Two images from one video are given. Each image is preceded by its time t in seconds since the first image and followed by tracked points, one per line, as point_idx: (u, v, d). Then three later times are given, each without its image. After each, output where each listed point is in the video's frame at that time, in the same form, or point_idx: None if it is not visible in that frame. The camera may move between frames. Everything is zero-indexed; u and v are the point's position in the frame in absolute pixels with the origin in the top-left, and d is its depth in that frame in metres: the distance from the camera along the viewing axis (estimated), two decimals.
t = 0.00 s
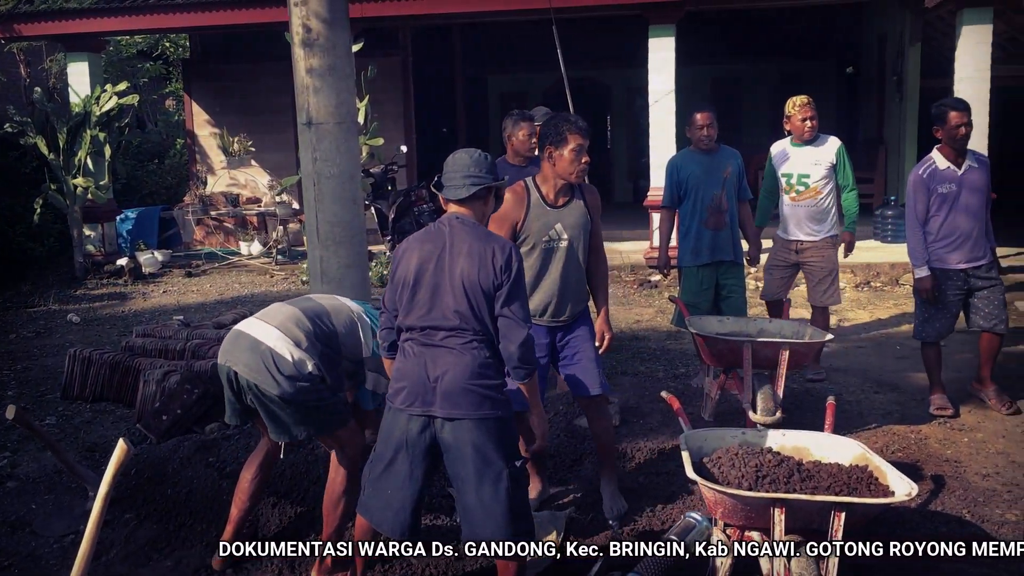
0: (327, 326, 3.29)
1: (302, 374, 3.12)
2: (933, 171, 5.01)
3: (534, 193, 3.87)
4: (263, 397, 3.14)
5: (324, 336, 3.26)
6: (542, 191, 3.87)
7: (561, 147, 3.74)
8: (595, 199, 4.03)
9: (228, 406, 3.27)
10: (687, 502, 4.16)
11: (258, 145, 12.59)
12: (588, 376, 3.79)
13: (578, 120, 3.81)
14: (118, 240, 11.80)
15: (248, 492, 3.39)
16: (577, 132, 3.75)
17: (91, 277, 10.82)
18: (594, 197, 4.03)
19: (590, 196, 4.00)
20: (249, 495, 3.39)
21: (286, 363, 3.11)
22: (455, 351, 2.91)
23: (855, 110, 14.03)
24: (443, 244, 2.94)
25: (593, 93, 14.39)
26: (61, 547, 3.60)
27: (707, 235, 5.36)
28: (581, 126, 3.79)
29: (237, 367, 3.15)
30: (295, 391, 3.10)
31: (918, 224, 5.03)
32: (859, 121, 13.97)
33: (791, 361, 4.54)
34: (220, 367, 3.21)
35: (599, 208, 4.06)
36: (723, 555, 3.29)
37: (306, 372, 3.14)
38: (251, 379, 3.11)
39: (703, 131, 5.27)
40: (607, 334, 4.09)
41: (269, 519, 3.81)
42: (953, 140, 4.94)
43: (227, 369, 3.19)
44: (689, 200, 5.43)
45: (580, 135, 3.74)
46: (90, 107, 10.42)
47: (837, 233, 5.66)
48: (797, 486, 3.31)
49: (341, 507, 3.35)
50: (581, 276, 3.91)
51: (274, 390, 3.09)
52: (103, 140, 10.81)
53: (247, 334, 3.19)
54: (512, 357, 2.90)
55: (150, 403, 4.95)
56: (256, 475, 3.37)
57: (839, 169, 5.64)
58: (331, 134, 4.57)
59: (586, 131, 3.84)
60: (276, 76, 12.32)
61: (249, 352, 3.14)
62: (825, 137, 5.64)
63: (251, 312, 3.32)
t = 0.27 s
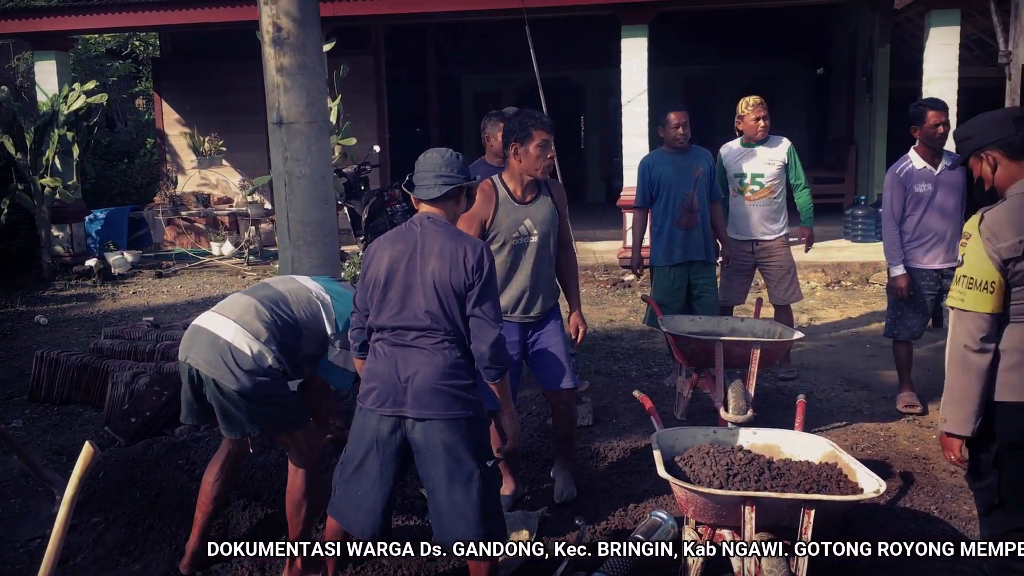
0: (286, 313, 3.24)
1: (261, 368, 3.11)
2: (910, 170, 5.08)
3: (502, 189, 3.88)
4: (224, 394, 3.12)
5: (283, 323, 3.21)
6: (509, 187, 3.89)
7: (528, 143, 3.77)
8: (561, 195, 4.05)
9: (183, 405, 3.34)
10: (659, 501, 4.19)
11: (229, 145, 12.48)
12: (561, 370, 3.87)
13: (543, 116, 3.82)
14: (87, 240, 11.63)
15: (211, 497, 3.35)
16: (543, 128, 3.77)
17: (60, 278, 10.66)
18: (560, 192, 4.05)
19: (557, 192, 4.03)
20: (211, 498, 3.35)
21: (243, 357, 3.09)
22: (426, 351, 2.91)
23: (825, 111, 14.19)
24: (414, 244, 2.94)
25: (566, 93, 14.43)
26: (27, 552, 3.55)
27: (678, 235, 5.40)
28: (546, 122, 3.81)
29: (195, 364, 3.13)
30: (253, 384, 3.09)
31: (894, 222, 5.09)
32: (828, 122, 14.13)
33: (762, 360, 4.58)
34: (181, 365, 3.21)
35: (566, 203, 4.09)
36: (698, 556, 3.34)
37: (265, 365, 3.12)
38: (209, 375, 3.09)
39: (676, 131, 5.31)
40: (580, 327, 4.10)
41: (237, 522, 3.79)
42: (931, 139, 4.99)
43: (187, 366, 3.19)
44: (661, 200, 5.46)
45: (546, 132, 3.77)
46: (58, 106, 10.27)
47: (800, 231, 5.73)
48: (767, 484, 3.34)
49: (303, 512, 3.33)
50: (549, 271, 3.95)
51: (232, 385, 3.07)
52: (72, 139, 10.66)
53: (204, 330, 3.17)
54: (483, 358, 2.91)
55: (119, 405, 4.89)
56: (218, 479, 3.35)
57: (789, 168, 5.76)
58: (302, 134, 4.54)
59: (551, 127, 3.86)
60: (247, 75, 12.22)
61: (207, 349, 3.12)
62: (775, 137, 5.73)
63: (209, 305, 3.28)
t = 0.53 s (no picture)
0: (255, 300, 3.21)
1: (233, 360, 3.12)
2: (896, 170, 5.14)
3: (479, 188, 3.90)
4: (194, 390, 3.12)
5: (253, 311, 3.20)
6: (486, 186, 3.91)
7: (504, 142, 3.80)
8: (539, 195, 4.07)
9: (149, 408, 3.30)
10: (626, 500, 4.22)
11: (196, 145, 12.36)
12: (540, 374, 3.93)
13: (520, 116, 3.85)
14: (50, 241, 11.42)
15: (171, 498, 3.31)
16: (520, 127, 3.80)
17: (22, 280, 10.47)
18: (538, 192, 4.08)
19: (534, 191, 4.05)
20: (172, 499, 3.31)
21: (215, 350, 3.10)
22: (394, 352, 2.91)
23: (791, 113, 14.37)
24: (382, 244, 2.93)
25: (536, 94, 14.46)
26: None
27: (647, 236, 5.44)
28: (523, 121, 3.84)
29: (166, 359, 3.12)
30: (226, 378, 3.11)
31: (879, 223, 5.19)
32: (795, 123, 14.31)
33: (729, 359, 4.64)
34: (151, 362, 3.20)
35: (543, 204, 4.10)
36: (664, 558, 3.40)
37: (238, 357, 3.13)
38: (181, 371, 3.09)
39: (644, 133, 5.34)
40: (557, 328, 4.11)
41: (203, 524, 3.76)
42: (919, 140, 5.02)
43: (158, 362, 3.18)
44: (630, 201, 5.49)
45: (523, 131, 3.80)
46: (20, 105, 10.10)
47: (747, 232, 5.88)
48: (734, 483, 3.37)
49: (263, 520, 3.32)
50: (526, 270, 3.96)
51: (205, 380, 3.08)
52: (34, 139, 10.48)
53: (173, 324, 3.14)
54: (451, 359, 2.91)
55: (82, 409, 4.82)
56: (181, 479, 3.31)
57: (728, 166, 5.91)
58: (268, 134, 4.51)
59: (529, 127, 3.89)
60: (214, 74, 12.10)
61: (177, 345, 3.11)
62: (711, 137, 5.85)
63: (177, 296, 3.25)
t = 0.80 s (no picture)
0: (227, 300, 3.17)
1: (208, 366, 3.10)
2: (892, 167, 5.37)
3: (460, 185, 3.90)
4: (169, 398, 3.10)
5: (226, 313, 3.16)
6: (467, 183, 3.92)
7: (484, 140, 3.81)
8: (521, 196, 4.07)
9: (126, 415, 3.24)
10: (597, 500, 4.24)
11: (162, 146, 12.23)
12: (519, 378, 3.98)
13: (503, 115, 3.87)
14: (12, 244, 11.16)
15: (141, 501, 3.28)
16: (500, 126, 3.81)
17: None
18: (519, 193, 4.07)
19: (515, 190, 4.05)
20: (143, 504, 3.28)
21: (190, 358, 3.08)
22: (362, 353, 2.90)
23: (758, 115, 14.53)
24: (350, 245, 2.93)
25: (507, 96, 14.48)
26: None
27: (616, 237, 5.48)
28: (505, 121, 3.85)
29: (141, 369, 3.10)
30: (202, 384, 3.09)
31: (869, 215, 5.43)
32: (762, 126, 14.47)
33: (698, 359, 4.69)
34: (127, 371, 3.19)
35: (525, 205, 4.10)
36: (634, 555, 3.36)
37: (212, 362, 3.11)
38: (156, 380, 3.07)
39: (614, 134, 5.36)
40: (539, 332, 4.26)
41: (170, 529, 3.71)
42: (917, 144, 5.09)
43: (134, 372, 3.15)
44: (598, 202, 5.50)
45: (502, 130, 3.81)
46: None
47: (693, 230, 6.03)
48: (702, 482, 3.40)
49: (236, 521, 3.32)
50: (505, 268, 3.94)
51: (180, 388, 3.06)
52: None
53: (146, 332, 3.12)
54: (420, 359, 2.91)
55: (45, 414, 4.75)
56: (153, 482, 3.28)
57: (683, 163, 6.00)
58: (236, 135, 4.48)
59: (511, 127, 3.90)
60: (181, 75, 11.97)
61: (151, 354, 3.09)
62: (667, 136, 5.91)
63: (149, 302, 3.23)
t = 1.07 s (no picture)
0: (193, 297, 3.16)
1: (174, 366, 3.10)
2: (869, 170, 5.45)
3: (426, 185, 3.91)
4: (134, 400, 3.08)
5: (192, 311, 3.16)
6: (434, 183, 3.92)
7: (447, 140, 3.79)
8: (493, 199, 4.03)
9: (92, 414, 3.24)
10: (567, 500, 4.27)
11: (128, 148, 12.08)
12: (486, 376, 3.99)
13: (466, 115, 3.83)
14: None
15: (109, 505, 3.24)
16: (461, 126, 3.78)
17: None
18: (490, 193, 4.03)
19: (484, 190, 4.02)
20: (110, 508, 3.24)
21: (155, 359, 3.07)
22: (332, 355, 2.89)
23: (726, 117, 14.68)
24: (320, 248, 2.92)
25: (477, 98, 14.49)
26: None
27: (587, 238, 5.50)
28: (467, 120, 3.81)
29: (106, 370, 3.09)
30: (168, 384, 3.08)
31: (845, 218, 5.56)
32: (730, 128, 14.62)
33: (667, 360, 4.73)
34: (93, 373, 3.18)
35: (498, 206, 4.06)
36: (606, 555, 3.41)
37: (179, 363, 3.11)
38: (121, 381, 3.07)
39: (588, 136, 5.40)
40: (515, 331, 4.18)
41: (137, 535, 3.68)
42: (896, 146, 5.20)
43: (100, 373, 3.14)
44: (572, 203, 5.54)
45: (463, 130, 3.78)
46: None
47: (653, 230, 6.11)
48: (672, 482, 3.43)
49: (204, 523, 3.27)
50: (474, 268, 3.94)
51: (146, 389, 3.05)
52: None
53: (110, 332, 3.11)
54: (390, 362, 2.90)
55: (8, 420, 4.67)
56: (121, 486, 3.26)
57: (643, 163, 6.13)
58: (202, 137, 4.43)
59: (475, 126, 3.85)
60: (146, 75, 11.82)
61: (116, 356, 3.08)
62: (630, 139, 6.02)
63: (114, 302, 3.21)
